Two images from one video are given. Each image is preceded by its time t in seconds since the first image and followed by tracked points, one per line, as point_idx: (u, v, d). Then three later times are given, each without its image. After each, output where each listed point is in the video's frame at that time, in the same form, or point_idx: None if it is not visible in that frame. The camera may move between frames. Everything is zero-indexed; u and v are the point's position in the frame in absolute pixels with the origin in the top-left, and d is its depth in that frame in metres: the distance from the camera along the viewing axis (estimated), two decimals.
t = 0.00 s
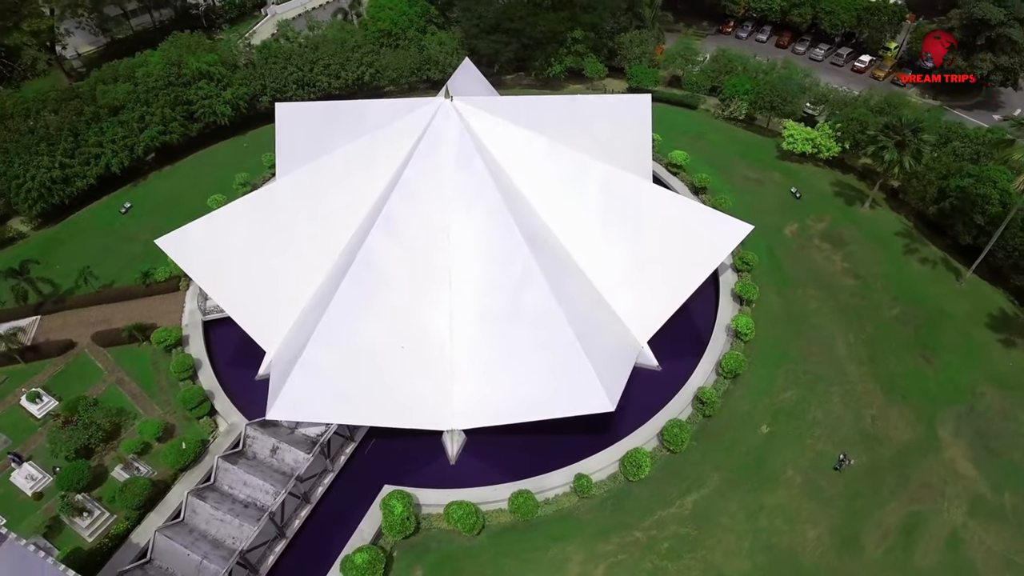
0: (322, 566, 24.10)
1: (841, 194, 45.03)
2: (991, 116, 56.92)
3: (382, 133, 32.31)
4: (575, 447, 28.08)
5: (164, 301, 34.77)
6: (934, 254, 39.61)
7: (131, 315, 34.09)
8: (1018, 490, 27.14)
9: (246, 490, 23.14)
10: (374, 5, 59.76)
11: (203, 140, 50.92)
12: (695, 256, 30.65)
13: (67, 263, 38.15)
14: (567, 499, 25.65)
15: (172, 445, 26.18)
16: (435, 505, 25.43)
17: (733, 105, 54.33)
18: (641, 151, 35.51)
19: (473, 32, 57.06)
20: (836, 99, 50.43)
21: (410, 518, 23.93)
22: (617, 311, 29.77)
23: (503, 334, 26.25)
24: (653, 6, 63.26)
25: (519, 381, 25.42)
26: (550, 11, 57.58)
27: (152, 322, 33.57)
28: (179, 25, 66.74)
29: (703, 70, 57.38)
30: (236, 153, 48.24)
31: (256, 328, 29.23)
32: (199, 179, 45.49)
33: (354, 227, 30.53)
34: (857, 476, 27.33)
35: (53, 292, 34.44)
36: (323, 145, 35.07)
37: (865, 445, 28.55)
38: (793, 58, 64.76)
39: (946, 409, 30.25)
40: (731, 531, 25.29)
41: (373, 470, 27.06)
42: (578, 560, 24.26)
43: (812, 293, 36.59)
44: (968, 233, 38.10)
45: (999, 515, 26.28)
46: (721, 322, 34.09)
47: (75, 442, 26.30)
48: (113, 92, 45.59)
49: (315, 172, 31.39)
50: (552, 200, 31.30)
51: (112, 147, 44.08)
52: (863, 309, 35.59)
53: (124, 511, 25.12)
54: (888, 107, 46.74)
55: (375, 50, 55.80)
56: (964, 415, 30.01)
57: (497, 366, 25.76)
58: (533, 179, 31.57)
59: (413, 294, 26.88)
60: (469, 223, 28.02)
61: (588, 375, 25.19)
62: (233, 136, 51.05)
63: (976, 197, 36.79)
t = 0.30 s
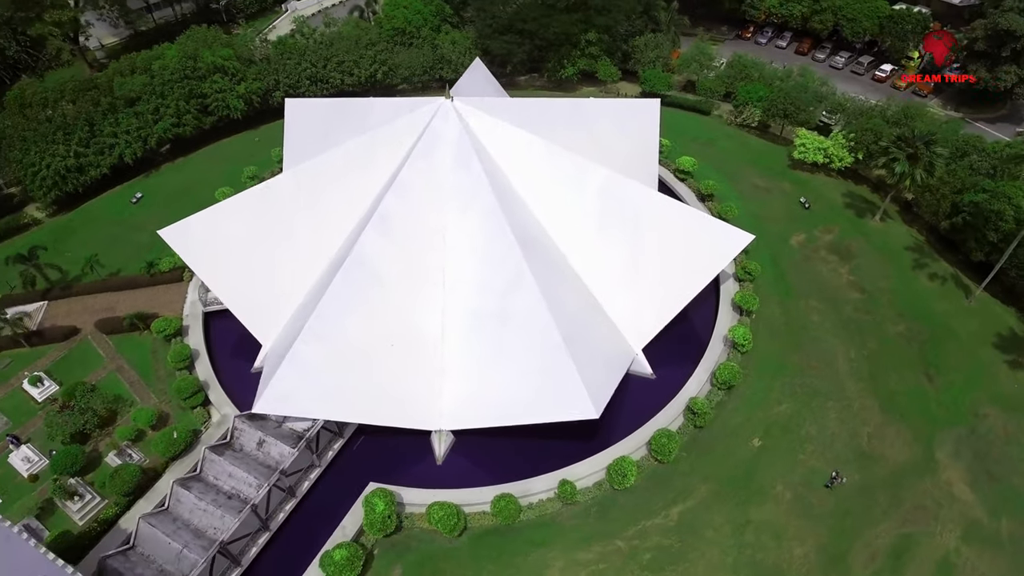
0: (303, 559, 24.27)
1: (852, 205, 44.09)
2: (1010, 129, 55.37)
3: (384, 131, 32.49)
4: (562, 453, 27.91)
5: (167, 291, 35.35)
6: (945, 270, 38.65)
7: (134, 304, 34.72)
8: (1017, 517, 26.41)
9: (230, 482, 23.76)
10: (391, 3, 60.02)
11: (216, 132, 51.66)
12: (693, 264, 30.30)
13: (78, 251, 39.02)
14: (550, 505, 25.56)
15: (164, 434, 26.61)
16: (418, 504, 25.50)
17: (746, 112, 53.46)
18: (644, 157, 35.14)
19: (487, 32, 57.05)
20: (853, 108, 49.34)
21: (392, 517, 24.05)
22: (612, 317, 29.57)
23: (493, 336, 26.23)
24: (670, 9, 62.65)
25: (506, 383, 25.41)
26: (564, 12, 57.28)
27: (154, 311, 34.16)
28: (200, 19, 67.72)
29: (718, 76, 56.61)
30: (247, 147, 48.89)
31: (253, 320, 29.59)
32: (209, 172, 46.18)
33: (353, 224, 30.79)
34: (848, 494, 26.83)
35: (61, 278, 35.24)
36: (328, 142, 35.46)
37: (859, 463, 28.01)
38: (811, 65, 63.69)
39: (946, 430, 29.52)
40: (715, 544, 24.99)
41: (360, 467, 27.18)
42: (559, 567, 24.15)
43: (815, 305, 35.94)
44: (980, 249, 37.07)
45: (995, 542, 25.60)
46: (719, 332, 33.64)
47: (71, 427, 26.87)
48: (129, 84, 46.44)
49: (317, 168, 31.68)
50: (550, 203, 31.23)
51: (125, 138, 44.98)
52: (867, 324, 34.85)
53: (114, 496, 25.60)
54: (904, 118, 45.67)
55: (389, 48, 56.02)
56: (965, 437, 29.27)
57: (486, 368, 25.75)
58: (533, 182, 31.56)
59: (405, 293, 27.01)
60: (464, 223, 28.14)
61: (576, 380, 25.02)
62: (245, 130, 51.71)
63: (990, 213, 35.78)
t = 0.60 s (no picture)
0: (288, 552, 24.48)
1: (861, 214, 43.24)
2: None
3: (384, 130, 32.63)
4: (552, 458, 27.79)
5: (170, 282, 35.87)
6: (953, 283, 37.83)
7: (138, 294, 35.30)
8: (1013, 540, 25.81)
9: (218, 473, 24.34)
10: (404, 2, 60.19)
11: (227, 126, 52.31)
12: (692, 271, 30.02)
13: (87, 240, 39.80)
14: (536, 508, 25.54)
15: (158, 424, 27.03)
16: (403, 503, 25.62)
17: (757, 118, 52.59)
18: (648, 161, 34.82)
19: (498, 32, 57.02)
20: (866, 116, 48.44)
21: (376, 514, 24.20)
22: (607, 323, 29.42)
23: (483, 338, 26.23)
24: (684, 12, 62.08)
25: (495, 385, 25.40)
26: (576, 14, 57.04)
27: (156, 302, 34.66)
28: (218, 14, 68.62)
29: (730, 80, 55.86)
30: (256, 142, 49.42)
31: (249, 315, 29.86)
32: (218, 165, 46.81)
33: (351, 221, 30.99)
34: (840, 510, 26.43)
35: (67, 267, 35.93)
36: (331, 138, 35.69)
37: (852, 478, 27.57)
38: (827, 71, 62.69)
39: (945, 448, 28.91)
40: (700, 555, 24.76)
41: (349, 463, 27.33)
42: (541, 571, 24.10)
43: (816, 316, 35.40)
44: (990, 264, 36.23)
45: (988, 564, 25.06)
46: (717, 340, 33.31)
47: (68, 413, 27.39)
48: (143, 77, 47.18)
49: (317, 165, 31.91)
50: (548, 207, 31.18)
51: (137, 130, 45.77)
52: (869, 337, 34.24)
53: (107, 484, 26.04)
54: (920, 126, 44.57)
55: (400, 46, 56.12)
56: (964, 456, 28.65)
57: (475, 370, 25.74)
58: (531, 184, 31.53)
59: (398, 291, 27.13)
60: (458, 223, 28.23)
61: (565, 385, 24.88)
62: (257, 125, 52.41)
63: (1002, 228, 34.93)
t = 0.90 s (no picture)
0: (270, 545, 24.75)
1: (870, 226, 42.39)
2: None
3: (385, 129, 32.85)
4: (539, 462, 27.70)
5: (174, 273, 36.46)
6: (961, 299, 36.92)
7: (142, 284, 35.95)
8: (1005, 566, 25.20)
9: (204, 464, 24.69)
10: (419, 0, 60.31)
11: (239, 120, 52.97)
12: (689, 279, 29.62)
13: (96, 229, 40.67)
14: (518, 512, 25.50)
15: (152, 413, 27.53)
16: (387, 501, 25.75)
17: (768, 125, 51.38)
18: (652, 166, 34.43)
19: (510, 33, 56.91)
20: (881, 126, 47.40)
21: (358, 511, 24.38)
22: (600, 328, 29.23)
23: (472, 340, 26.26)
24: (700, 16, 61.36)
25: (482, 387, 25.40)
26: (589, 16, 56.75)
27: (159, 293, 35.23)
28: (237, 9, 69.49)
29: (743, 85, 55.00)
30: (266, 137, 50.00)
31: (246, 307, 30.21)
32: (227, 159, 47.46)
33: (349, 218, 31.23)
34: (827, 527, 26.02)
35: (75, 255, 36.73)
36: (335, 135, 35.99)
37: (843, 495, 27.11)
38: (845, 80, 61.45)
39: (941, 469, 28.28)
40: (682, 566, 24.54)
41: (337, 459, 27.50)
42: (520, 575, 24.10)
43: (817, 328, 34.83)
44: (1000, 281, 35.35)
45: None
46: (713, 349, 32.93)
47: (66, 399, 28.04)
48: (159, 70, 48.01)
49: (318, 161, 32.18)
50: (545, 210, 31.12)
51: (150, 122, 46.63)
52: (870, 351, 33.60)
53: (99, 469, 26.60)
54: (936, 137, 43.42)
55: (412, 45, 56.25)
56: (960, 477, 28.00)
57: (463, 370, 25.77)
58: (530, 187, 31.51)
59: (390, 290, 27.28)
60: (453, 224, 28.32)
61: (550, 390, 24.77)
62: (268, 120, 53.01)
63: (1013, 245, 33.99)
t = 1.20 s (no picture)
0: (255, 538, 25.11)
1: (877, 236, 41.69)
2: None
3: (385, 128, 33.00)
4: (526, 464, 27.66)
5: (176, 265, 36.93)
6: (967, 314, 36.16)
7: (145, 275, 36.50)
8: None
9: (192, 456, 25.00)
10: None
11: (249, 115, 53.49)
12: (685, 286, 29.35)
13: (104, 219, 41.40)
14: (503, 515, 25.51)
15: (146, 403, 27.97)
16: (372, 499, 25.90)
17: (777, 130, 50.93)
18: (653, 171, 34.17)
19: (521, 33, 56.80)
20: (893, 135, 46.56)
21: (344, 508, 24.54)
22: (593, 333, 29.11)
23: (463, 341, 26.33)
24: (712, 19, 60.75)
25: (471, 388, 25.43)
26: (600, 17, 56.45)
27: (161, 284, 35.72)
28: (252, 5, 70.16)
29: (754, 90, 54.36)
30: (274, 132, 50.46)
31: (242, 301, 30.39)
32: (235, 154, 48.01)
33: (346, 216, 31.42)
34: (816, 541, 25.70)
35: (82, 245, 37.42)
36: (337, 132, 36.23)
37: (834, 509, 26.75)
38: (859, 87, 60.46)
39: (936, 486, 27.77)
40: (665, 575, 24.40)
41: (326, 454, 27.72)
42: None
43: (816, 339, 34.37)
44: (1008, 296, 34.52)
45: None
46: (708, 357, 32.63)
47: (65, 386, 28.61)
48: (171, 64, 48.64)
49: (318, 158, 32.36)
50: (542, 213, 31.07)
51: (161, 116, 47.31)
52: (869, 364, 33.07)
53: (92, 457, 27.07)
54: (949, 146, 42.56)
55: (422, 43, 56.34)
56: (956, 496, 27.48)
57: (453, 371, 25.82)
58: (527, 189, 31.48)
59: (383, 288, 27.44)
60: (448, 225, 28.44)
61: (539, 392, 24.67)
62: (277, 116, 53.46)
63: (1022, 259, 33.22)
